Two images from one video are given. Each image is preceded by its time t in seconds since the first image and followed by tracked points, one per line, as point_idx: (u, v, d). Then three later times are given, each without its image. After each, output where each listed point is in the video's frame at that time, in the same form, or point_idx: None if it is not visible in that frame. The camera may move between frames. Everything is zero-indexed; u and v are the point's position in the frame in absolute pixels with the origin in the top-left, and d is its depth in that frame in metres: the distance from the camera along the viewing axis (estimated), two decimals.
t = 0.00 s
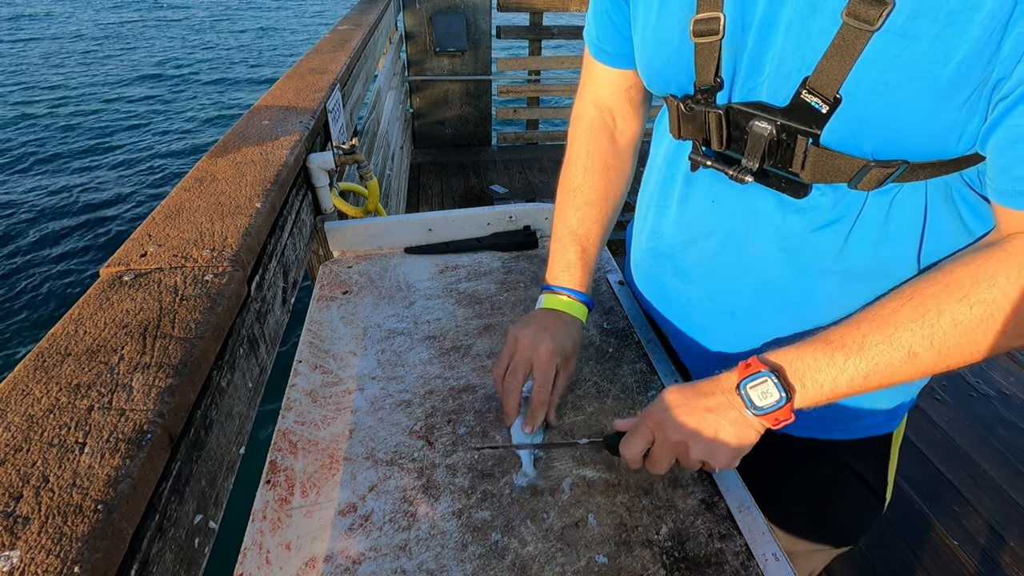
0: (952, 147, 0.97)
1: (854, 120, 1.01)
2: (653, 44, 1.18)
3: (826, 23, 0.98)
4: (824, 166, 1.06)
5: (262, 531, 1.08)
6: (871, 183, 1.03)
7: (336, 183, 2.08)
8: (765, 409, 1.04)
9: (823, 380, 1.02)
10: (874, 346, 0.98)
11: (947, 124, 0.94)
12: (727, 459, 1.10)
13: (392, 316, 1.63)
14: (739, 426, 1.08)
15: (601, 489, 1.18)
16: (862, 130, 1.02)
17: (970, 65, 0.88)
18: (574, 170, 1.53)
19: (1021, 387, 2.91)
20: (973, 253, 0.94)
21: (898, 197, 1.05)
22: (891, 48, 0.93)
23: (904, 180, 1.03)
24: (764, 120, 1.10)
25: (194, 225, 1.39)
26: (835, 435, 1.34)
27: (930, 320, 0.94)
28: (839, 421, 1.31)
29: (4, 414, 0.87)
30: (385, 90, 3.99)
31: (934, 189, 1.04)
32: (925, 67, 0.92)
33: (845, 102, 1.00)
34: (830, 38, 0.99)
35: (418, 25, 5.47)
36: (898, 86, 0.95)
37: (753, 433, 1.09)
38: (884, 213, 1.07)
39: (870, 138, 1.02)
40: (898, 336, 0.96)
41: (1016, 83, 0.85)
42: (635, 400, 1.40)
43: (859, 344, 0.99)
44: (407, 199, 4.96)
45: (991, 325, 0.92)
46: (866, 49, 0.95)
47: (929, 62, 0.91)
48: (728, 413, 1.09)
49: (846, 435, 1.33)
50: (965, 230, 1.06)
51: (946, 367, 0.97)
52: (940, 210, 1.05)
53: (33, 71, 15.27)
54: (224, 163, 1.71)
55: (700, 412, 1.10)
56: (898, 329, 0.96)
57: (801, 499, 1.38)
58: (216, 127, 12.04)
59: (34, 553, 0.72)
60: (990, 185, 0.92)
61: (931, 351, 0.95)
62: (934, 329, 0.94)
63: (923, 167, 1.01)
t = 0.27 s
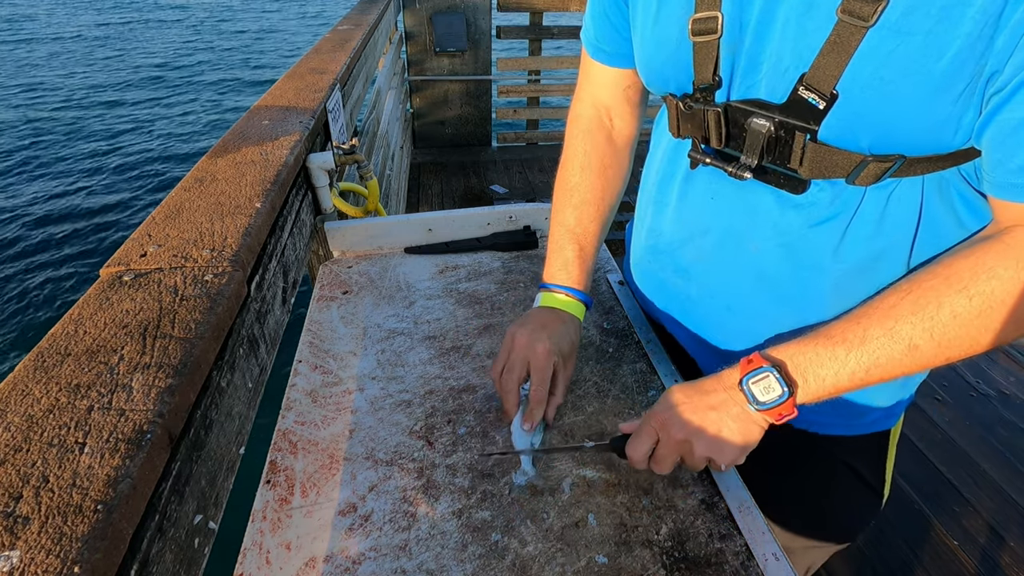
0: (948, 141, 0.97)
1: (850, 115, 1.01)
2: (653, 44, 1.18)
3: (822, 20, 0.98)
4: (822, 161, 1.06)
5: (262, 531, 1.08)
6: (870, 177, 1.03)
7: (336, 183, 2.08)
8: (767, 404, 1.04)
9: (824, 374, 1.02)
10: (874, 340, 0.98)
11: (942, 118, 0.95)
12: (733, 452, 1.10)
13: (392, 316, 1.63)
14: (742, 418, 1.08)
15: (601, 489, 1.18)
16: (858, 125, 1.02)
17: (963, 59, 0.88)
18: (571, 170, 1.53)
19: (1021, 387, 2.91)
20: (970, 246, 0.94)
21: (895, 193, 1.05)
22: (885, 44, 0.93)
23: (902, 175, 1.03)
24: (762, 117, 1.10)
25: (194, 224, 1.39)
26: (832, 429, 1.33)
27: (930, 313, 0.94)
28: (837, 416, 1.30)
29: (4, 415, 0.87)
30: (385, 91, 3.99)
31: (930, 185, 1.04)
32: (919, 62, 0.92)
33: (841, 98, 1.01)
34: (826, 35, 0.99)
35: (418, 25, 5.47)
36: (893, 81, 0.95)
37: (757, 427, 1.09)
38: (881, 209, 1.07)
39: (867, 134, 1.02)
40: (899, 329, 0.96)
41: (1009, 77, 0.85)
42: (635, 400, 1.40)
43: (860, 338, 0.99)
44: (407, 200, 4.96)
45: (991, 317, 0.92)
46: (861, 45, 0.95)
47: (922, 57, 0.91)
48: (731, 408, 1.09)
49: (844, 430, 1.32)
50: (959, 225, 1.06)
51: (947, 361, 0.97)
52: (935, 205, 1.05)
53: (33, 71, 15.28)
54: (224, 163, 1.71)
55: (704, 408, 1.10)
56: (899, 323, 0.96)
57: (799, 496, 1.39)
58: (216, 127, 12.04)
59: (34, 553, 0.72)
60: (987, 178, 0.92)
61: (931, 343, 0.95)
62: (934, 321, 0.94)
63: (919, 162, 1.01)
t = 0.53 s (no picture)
0: (942, 139, 0.97)
1: (846, 113, 1.01)
2: (651, 42, 1.18)
3: (818, 19, 0.98)
4: (817, 160, 1.07)
5: (262, 531, 1.08)
6: (864, 177, 1.04)
7: (336, 183, 2.08)
8: (770, 410, 1.04)
9: (826, 378, 1.01)
10: (876, 341, 0.97)
11: (936, 117, 0.95)
12: (737, 461, 1.08)
13: (392, 316, 1.63)
14: (744, 425, 1.07)
15: (601, 489, 1.18)
16: (853, 124, 1.02)
17: (957, 58, 0.88)
18: (569, 170, 1.53)
19: (1021, 387, 2.91)
20: (965, 246, 0.95)
21: (890, 190, 1.05)
22: (880, 42, 0.93)
23: (896, 174, 1.03)
24: (759, 115, 1.10)
25: (194, 224, 1.39)
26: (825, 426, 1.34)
27: (929, 313, 0.94)
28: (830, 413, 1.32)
29: (4, 414, 0.87)
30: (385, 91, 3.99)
31: (924, 183, 1.04)
32: (914, 61, 0.92)
33: (838, 96, 1.01)
34: (823, 33, 0.99)
35: (418, 25, 5.47)
36: (888, 79, 0.95)
37: (761, 433, 1.08)
38: (876, 207, 1.07)
39: (863, 132, 1.02)
40: (899, 330, 0.96)
41: (1002, 76, 0.85)
42: (635, 400, 1.40)
43: (861, 340, 0.98)
44: (407, 200, 4.96)
45: (990, 315, 0.92)
46: (856, 45, 0.95)
47: (917, 56, 0.91)
48: (733, 415, 1.08)
49: (837, 429, 1.34)
50: (953, 225, 1.06)
51: (948, 361, 0.97)
52: (928, 202, 1.05)
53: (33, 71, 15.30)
54: (224, 163, 1.71)
55: (706, 416, 1.09)
56: (898, 324, 0.96)
57: (797, 494, 1.38)
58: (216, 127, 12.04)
59: (34, 553, 0.72)
60: (980, 177, 0.92)
61: (932, 344, 0.95)
62: (934, 322, 0.94)
63: (914, 159, 1.01)
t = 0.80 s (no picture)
0: (945, 139, 0.97)
1: (848, 114, 1.01)
2: (649, 45, 1.19)
3: (819, 19, 0.98)
4: (820, 160, 1.07)
5: (262, 531, 1.08)
6: (867, 177, 1.04)
7: (336, 182, 2.08)
8: (775, 411, 1.04)
9: (832, 379, 1.02)
10: (882, 342, 0.97)
11: (938, 117, 0.95)
12: (743, 462, 1.09)
13: (392, 316, 1.63)
14: (750, 426, 1.08)
15: (601, 489, 1.18)
16: (855, 125, 1.02)
17: (959, 59, 0.88)
18: (566, 169, 1.53)
19: (1021, 387, 2.91)
20: (972, 245, 0.95)
21: (891, 192, 1.06)
22: (881, 43, 0.93)
23: (898, 175, 1.03)
24: (759, 117, 1.10)
25: (194, 224, 1.39)
26: (826, 428, 1.33)
27: (935, 314, 0.94)
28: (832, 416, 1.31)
29: (4, 415, 0.87)
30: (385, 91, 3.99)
31: (925, 184, 1.04)
32: (916, 61, 0.92)
33: (839, 97, 1.01)
34: (823, 34, 0.99)
35: (418, 25, 5.47)
36: (891, 80, 0.95)
37: (767, 435, 1.09)
38: (878, 209, 1.08)
39: (864, 133, 1.02)
40: (905, 331, 0.96)
41: (1006, 76, 0.85)
42: (635, 400, 1.40)
43: (867, 341, 0.99)
44: (407, 199, 4.96)
45: (996, 316, 0.92)
46: (858, 45, 0.95)
47: (919, 56, 0.91)
48: (738, 416, 1.09)
49: (839, 430, 1.32)
50: (955, 228, 1.07)
51: (955, 361, 0.97)
52: (930, 205, 1.06)
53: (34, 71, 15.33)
54: (224, 163, 1.71)
55: (712, 418, 1.10)
56: (905, 324, 0.96)
57: (798, 497, 1.39)
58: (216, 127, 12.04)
59: (34, 553, 0.72)
60: (987, 177, 0.92)
61: (939, 344, 0.95)
62: (941, 323, 0.94)
63: (916, 161, 1.01)
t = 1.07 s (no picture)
0: (946, 140, 0.97)
1: (848, 117, 1.01)
2: (649, 46, 1.19)
3: (819, 21, 0.98)
4: (819, 163, 1.07)
5: (262, 531, 1.08)
6: (867, 178, 1.04)
7: (336, 183, 2.08)
8: (781, 407, 1.04)
9: (837, 375, 1.02)
10: (887, 339, 0.98)
11: (940, 119, 0.95)
12: (748, 458, 1.10)
13: (392, 316, 1.63)
14: (755, 423, 1.09)
15: (601, 489, 1.18)
16: (856, 127, 1.02)
17: (961, 61, 0.88)
18: (564, 168, 1.53)
19: (1021, 387, 2.92)
20: (977, 243, 0.95)
21: (891, 193, 1.06)
22: (882, 45, 0.93)
23: (897, 177, 1.03)
24: (758, 119, 1.10)
25: (194, 224, 1.39)
26: (820, 428, 1.35)
27: (939, 311, 0.94)
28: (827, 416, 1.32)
29: (4, 415, 0.87)
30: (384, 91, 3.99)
31: (925, 185, 1.04)
32: (918, 63, 0.92)
33: (839, 100, 1.00)
34: (824, 36, 0.98)
35: (418, 25, 5.48)
36: (892, 82, 0.95)
37: (773, 431, 1.09)
38: (877, 211, 1.07)
39: (864, 135, 1.02)
40: (910, 328, 0.96)
41: (1010, 78, 0.85)
42: (635, 400, 1.40)
43: (872, 338, 0.99)
44: (407, 199, 4.97)
45: (998, 315, 0.92)
46: (859, 47, 0.95)
47: (921, 59, 0.91)
48: (744, 412, 1.09)
49: (838, 430, 1.35)
50: (952, 225, 1.06)
51: (960, 358, 0.97)
52: (930, 206, 1.06)
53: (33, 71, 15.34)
54: (223, 163, 1.71)
55: (717, 415, 1.11)
56: (910, 322, 0.96)
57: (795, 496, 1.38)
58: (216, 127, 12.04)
59: (34, 553, 0.72)
60: (991, 178, 0.92)
61: (943, 341, 0.95)
62: (946, 320, 0.94)
63: (915, 163, 1.01)
